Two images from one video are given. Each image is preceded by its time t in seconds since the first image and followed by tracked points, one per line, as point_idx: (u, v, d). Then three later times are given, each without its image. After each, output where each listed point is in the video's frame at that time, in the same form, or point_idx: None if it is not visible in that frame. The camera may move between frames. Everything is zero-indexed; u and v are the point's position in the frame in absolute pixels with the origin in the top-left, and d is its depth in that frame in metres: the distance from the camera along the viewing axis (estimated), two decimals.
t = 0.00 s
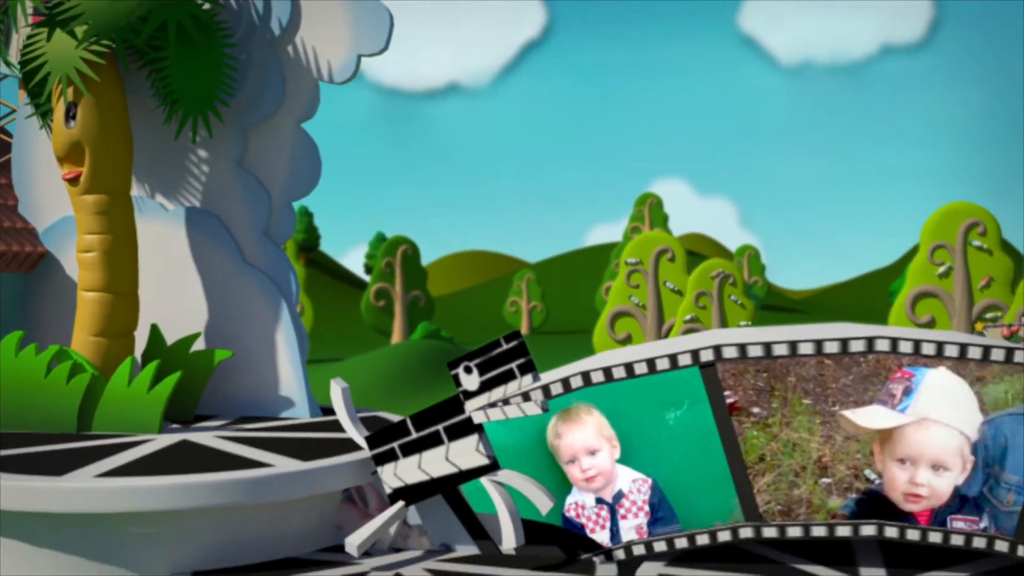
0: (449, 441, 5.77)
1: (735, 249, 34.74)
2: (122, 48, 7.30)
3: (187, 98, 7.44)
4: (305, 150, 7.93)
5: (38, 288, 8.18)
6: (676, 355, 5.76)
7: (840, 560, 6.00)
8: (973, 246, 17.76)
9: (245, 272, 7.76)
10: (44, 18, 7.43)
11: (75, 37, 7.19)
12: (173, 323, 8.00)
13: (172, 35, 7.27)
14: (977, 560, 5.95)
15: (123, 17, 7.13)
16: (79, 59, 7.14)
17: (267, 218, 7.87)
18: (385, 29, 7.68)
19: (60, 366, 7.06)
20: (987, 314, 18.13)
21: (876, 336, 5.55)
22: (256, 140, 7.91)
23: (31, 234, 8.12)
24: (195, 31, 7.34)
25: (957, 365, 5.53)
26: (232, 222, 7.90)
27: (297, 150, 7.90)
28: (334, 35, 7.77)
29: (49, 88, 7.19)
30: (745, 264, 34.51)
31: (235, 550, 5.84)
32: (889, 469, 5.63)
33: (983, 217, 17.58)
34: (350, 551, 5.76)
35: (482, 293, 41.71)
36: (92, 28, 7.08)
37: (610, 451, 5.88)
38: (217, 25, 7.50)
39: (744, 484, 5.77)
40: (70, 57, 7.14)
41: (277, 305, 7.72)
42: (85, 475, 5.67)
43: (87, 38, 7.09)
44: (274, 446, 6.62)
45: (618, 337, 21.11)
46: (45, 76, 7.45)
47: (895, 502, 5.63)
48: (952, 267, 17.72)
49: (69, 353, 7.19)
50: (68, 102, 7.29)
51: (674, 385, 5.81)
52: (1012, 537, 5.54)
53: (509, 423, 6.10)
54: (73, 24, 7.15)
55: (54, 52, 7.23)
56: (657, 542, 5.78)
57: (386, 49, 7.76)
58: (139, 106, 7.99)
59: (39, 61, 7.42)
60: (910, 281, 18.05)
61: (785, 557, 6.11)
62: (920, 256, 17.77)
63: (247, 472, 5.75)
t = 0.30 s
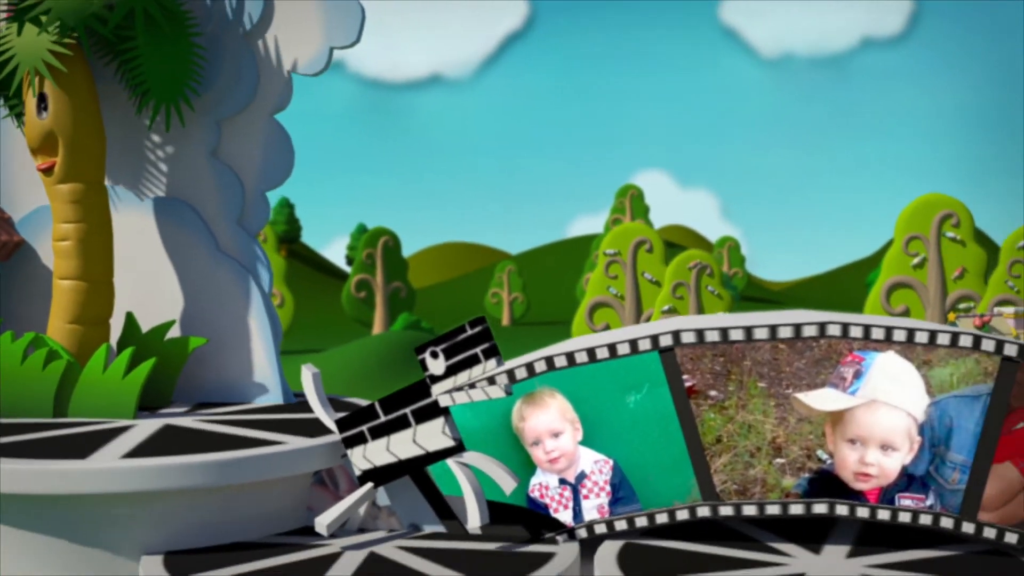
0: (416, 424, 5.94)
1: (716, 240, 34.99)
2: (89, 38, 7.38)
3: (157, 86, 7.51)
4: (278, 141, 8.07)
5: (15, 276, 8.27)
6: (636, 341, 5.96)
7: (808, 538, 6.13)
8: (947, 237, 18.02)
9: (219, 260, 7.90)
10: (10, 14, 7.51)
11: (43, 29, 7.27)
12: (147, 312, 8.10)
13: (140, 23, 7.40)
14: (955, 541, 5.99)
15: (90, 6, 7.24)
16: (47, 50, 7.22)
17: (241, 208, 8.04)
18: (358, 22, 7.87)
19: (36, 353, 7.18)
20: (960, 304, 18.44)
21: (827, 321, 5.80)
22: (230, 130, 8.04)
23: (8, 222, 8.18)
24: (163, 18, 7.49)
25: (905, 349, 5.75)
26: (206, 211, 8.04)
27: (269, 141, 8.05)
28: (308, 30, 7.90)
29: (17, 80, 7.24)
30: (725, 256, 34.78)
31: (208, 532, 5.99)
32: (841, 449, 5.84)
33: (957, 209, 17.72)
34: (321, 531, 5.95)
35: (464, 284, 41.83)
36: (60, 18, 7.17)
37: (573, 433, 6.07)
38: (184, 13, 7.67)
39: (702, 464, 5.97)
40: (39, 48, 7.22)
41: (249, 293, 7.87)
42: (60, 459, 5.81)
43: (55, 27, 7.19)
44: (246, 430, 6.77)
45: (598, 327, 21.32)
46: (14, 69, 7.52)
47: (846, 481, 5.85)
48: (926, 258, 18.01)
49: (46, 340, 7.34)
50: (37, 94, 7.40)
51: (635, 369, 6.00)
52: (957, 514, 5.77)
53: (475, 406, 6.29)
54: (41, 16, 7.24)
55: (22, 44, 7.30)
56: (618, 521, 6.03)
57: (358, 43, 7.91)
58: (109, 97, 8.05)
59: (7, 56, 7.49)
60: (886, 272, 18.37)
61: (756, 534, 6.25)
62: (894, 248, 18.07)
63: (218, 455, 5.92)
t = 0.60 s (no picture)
0: (391, 411, 6.10)
1: (698, 233, 35.27)
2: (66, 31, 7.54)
3: (134, 78, 7.67)
4: (257, 135, 8.17)
5: None
6: (606, 329, 6.13)
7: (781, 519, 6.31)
8: (924, 231, 18.29)
9: (198, 251, 8.02)
10: None
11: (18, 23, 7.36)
12: (127, 301, 8.21)
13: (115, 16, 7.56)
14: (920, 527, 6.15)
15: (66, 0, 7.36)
16: (24, 44, 7.31)
17: (219, 200, 8.15)
18: (335, 17, 8.00)
19: (17, 343, 7.27)
20: (937, 297, 18.74)
21: (790, 309, 6.00)
22: (209, 124, 8.12)
23: None
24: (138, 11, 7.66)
25: (865, 337, 5.92)
26: (184, 203, 8.14)
27: (248, 134, 8.14)
28: (285, 25, 8.02)
29: None
30: (707, 248, 35.07)
31: (189, 517, 6.11)
32: (803, 434, 6.02)
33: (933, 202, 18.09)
34: (299, 515, 6.09)
35: (447, 277, 41.92)
36: (36, 11, 7.29)
37: (544, 419, 6.23)
38: (158, 7, 7.84)
39: (669, 449, 6.15)
40: (15, 42, 7.30)
41: (227, 284, 7.99)
42: (43, 444, 5.93)
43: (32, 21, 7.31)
44: (225, 418, 6.90)
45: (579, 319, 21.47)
46: None
47: (808, 465, 6.02)
48: (903, 251, 18.28)
49: (25, 330, 7.46)
50: (15, 86, 7.52)
51: (605, 356, 6.16)
52: (915, 496, 5.97)
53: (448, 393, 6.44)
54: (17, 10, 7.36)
55: None
56: (588, 504, 6.18)
57: (336, 36, 8.06)
58: (86, 90, 8.13)
59: None
60: (864, 264, 18.59)
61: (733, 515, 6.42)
62: (872, 242, 18.30)
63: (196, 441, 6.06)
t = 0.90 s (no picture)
0: (368, 397, 6.26)
1: (676, 226, 35.58)
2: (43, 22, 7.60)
3: (111, 70, 7.79)
4: (236, 128, 8.31)
5: None
6: (577, 317, 6.32)
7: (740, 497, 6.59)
8: (897, 224, 18.59)
9: (178, 242, 8.16)
10: None
11: None
12: (105, 292, 8.25)
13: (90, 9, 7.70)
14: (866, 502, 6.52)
15: None
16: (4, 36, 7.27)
17: (198, 191, 8.28)
18: (311, 13, 8.25)
19: None
20: (909, 288, 19.08)
21: (754, 298, 6.20)
22: (188, 115, 8.26)
23: None
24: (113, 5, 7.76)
25: (826, 324, 6.14)
26: (163, 194, 8.24)
27: (228, 127, 8.28)
28: (262, 18, 8.17)
29: None
30: (684, 241, 35.37)
31: (169, 501, 6.27)
32: (766, 418, 6.23)
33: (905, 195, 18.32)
34: (276, 499, 6.23)
35: (426, 270, 42.03)
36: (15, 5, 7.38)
37: (516, 405, 6.42)
38: None
39: (637, 433, 6.35)
40: None
41: (204, 272, 8.14)
42: (25, 431, 6.06)
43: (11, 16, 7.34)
44: (203, 405, 7.04)
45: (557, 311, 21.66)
46: None
47: (772, 448, 6.24)
48: (876, 244, 18.60)
49: (6, 321, 7.53)
50: None
51: (575, 344, 6.35)
52: (873, 477, 6.19)
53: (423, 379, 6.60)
54: None
55: None
56: (559, 487, 6.36)
57: (313, 27, 8.31)
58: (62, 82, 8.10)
59: None
60: (837, 257, 18.88)
61: (695, 495, 6.65)
62: (846, 235, 18.60)
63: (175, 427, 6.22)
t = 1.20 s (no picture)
0: (350, 385, 6.40)
1: (656, 220, 35.82)
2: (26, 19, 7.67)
3: (91, 65, 7.86)
4: (218, 121, 8.48)
5: None
6: (554, 308, 6.47)
7: (707, 482, 6.75)
8: (872, 218, 18.86)
9: (160, 236, 8.20)
10: None
11: None
12: (90, 285, 8.37)
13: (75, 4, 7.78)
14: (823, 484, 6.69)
15: None
16: None
17: (182, 184, 8.39)
18: (292, 9, 8.26)
19: None
20: (884, 282, 19.38)
21: (726, 289, 6.39)
22: (170, 108, 8.39)
23: None
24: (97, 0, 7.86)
25: (796, 314, 6.33)
26: (146, 188, 8.33)
27: (210, 120, 8.45)
28: (245, 14, 8.31)
29: None
30: (664, 236, 35.60)
31: (154, 488, 6.39)
32: (738, 405, 6.42)
33: (880, 189, 18.64)
34: (260, 486, 6.36)
35: (406, 264, 42.09)
36: None
37: (496, 394, 6.57)
38: None
39: (613, 421, 6.52)
40: None
41: (188, 262, 8.22)
42: (11, 420, 6.16)
43: None
44: (187, 395, 7.16)
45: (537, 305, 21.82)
46: None
47: (743, 434, 6.43)
48: (852, 238, 18.86)
49: None
50: None
51: (553, 334, 6.51)
52: (841, 462, 6.40)
53: (404, 368, 6.74)
54: None
55: None
56: (538, 474, 6.54)
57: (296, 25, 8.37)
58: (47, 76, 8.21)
59: None
60: (814, 252, 19.13)
61: (668, 479, 6.82)
62: (822, 229, 18.86)
63: (160, 416, 6.34)
